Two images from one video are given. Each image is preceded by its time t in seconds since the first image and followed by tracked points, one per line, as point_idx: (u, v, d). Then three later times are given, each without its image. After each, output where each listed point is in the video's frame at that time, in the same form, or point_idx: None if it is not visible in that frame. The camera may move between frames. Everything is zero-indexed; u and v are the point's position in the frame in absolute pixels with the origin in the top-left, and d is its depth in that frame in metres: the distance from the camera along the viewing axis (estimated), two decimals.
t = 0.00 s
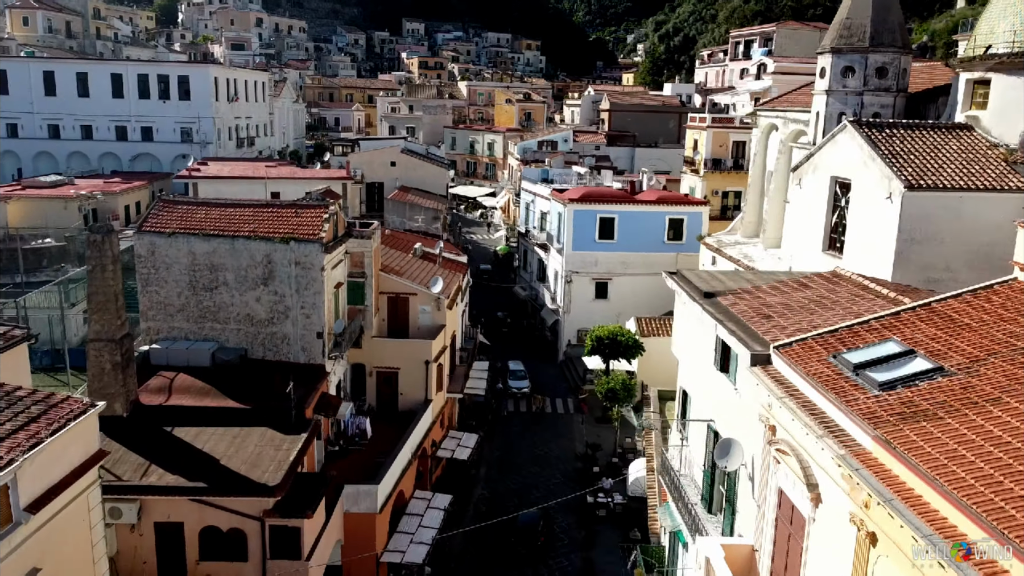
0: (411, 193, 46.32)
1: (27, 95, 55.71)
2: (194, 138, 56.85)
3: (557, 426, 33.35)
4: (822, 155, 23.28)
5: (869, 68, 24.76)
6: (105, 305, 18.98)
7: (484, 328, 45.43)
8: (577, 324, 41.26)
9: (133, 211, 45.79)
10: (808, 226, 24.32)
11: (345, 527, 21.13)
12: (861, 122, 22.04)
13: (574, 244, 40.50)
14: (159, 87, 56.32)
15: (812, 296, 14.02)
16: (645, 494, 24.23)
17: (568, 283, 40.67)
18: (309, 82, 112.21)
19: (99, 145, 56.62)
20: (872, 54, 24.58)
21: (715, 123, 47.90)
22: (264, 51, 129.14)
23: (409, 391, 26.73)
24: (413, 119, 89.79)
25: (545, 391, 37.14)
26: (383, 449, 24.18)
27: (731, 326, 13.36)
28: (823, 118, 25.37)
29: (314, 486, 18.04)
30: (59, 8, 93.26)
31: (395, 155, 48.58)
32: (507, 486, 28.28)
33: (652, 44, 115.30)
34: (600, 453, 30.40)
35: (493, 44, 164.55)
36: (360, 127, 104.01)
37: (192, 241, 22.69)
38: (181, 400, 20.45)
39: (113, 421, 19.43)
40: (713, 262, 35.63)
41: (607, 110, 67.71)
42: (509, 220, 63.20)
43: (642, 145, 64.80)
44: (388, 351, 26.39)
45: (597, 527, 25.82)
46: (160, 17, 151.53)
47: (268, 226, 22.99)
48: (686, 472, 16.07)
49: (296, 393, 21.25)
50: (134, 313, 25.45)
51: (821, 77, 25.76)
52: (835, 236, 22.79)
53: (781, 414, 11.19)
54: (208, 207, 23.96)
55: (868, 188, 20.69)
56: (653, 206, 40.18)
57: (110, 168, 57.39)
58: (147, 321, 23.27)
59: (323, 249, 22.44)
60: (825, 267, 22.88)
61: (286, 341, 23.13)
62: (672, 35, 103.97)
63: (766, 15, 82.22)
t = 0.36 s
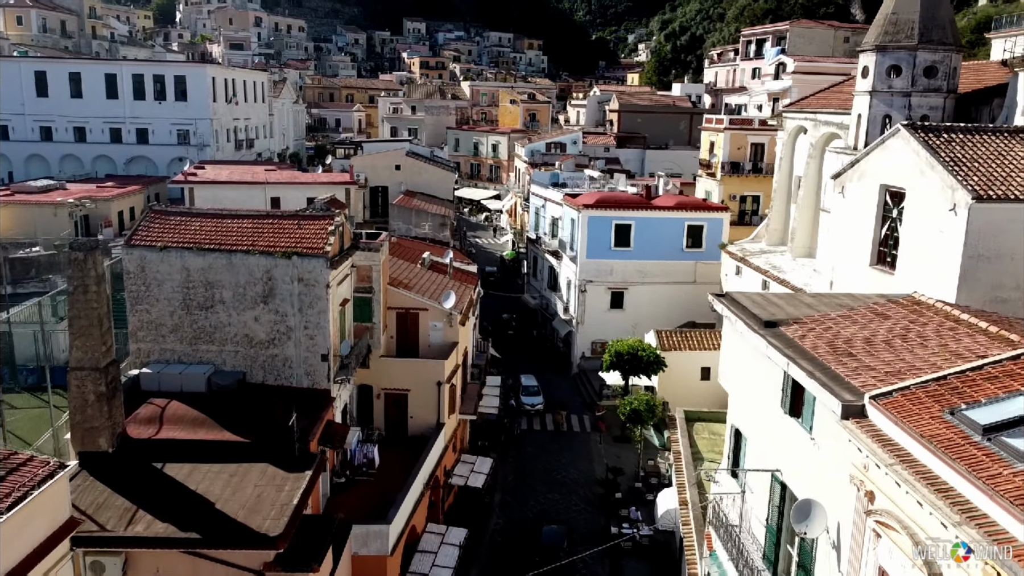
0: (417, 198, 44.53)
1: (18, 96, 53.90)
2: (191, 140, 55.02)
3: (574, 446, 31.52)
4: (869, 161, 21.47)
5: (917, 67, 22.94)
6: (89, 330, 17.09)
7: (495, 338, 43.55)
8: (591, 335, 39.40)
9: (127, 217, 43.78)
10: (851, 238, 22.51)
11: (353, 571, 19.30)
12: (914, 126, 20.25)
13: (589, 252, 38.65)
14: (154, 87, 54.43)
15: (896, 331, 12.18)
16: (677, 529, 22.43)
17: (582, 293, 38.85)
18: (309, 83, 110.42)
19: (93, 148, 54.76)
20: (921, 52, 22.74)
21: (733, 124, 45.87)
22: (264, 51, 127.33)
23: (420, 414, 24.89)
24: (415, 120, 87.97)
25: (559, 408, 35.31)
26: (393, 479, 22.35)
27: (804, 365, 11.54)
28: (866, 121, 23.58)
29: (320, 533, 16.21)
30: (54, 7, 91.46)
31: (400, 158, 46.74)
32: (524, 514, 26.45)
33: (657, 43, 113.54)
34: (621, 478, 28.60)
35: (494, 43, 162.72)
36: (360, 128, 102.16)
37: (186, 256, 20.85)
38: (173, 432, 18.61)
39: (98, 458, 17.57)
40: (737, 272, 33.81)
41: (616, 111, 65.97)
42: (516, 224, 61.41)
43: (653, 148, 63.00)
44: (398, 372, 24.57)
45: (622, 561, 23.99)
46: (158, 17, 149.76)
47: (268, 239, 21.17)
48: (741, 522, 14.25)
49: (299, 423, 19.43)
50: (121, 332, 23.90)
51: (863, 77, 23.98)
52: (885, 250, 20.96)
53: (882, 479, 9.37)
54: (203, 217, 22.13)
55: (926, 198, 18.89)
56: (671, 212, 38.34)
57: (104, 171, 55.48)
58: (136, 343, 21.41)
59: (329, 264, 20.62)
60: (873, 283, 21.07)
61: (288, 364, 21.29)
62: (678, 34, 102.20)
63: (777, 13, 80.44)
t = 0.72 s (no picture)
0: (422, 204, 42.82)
1: (8, 97, 52.12)
2: (187, 142, 53.28)
3: (591, 468, 29.80)
4: (920, 169, 19.76)
5: (970, 66, 21.19)
6: (67, 361, 15.33)
7: (503, 350, 41.82)
8: (605, 347, 37.65)
9: (121, 223, 41.98)
10: (897, 252, 20.80)
11: None
12: (974, 131, 18.56)
13: (603, 261, 36.92)
14: (149, 88, 52.65)
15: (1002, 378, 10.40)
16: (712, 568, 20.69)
17: (596, 303, 37.11)
18: (309, 83, 108.67)
19: (86, 151, 53.01)
20: (975, 49, 20.99)
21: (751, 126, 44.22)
22: (263, 51, 125.53)
23: (431, 441, 23.12)
24: (417, 121, 86.23)
25: (574, 426, 33.57)
26: (403, 513, 20.59)
27: (899, 418, 9.82)
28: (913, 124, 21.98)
29: None
30: (49, 6, 89.72)
31: (404, 162, 44.96)
32: (542, 544, 24.69)
33: (662, 42, 111.78)
34: (644, 505, 26.88)
35: (496, 42, 160.90)
36: (361, 129, 100.38)
37: (177, 273, 19.07)
38: (163, 471, 16.86)
39: (78, 502, 15.81)
40: (762, 282, 32.05)
41: (625, 112, 64.15)
42: (523, 229, 59.70)
43: (663, 149, 61.26)
44: (407, 395, 22.82)
45: None
46: (156, 16, 147.99)
47: (267, 255, 19.45)
48: None
49: (302, 458, 17.72)
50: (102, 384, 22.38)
51: (908, 77, 22.36)
52: (940, 266, 19.23)
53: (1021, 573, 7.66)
54: (197, 231, 20.40)
55: (992, 211, 17.18)
56: (690, 219, 36.63)
57: (98, 175, 53.74)
58: (123, 369, 19.61)
59: (334, 282, 18.87)
60: (926, 302, 19.36)
61: (289, 391, 19.53)
62: (684, 33, 100.45)
63: (787, 11, 78.61)
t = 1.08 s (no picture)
0: (427, 211, 41.00)
1: None
2: (183, 146, 51.50)
3: (609, 495, 28.03)
4: (981, 180, 17.99)
5: None
6: (33, 404, 13.51)
7: (511, 363, 40.12)
8: (620, 362, 35.81)
9: (111, 231, 40.05)
10: (952, 270, 18.93)
11: None
12: None
13: (618, 271, 35.12)
14: (143, 90, 50.77)
15: None
16: None
17: (610, 315, 35.33)
18: (308, 83, 106.87)
19: (78, 154, 51.19)
20: None
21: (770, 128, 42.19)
22: (262, 50, 123.72)
23: (441, 474, 21.30)
24: (420, 122, 84.44)
25: (589, 447, 31.78)
26: (412, 557, 18.81)
27: None
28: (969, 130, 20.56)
29: None
30: (43, 6, 87.97)
31: (408, 166, 43.12)
32: None
33: (668, 41, 110.02)
34: (668, 537, 25.08)
35: (497, 42, 158.70)
36: (362, 130, 98.63)
37: (163, 297, 17.24)
38: (145, 521, 15.05)
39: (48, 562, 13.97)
40: (789, 295, 30.26)
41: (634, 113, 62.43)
42: (529, 235, 57.89)
43: (674, 152, 59.54)
44: (415, 425, 21.02)
45: None
46: (153, 16, 146.28)
47: (262, 275, 17.65)
48: None
49: (302, 504, 15.92)
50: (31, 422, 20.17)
51: (961, 78, 20.81)
52: (1004, 288, 17.34)
53: None
54: (186, 249, 18.60)
55: None
56: (709, 226, 34.78)
57: (90, 180, 51.96)
58: (104, 401, 17.78)
59: (335, 306, 17.06)
60: (989, 326, 17.55)
61: (286, 426, 17.72)
62: (691, 32, 98.52)
63: (798, 9, 76.66)
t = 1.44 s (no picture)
0: (431, 218, 39.17)
1: None
2: (176, 149, 49.60)
3: (628, 525, 26.15)
4: None
5: None
6: None
7: (518, 379, 38.31)
8: (636, 378, 33.94)
9: (100, 240, 38.09)
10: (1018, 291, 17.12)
11: None
12: None
13: (633, 283, 33.23)
14: (134, 91, 48.85)
15: None
16: None
17: (625, 329, 33.48)
18: (307, 83, 104.88)
19: (67, 158, 49.30)
20: None
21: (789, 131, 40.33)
22: (259, 50, 121.70)
23: (451, 514, 19.45)
24: (421, 123, 82.54)
25: (604, 471, 29.92)
26: None
27: None
28: None
29: None
30: (35, 5, 86.06)
31: (411, 171, 41.25)
32: None
33: (673, 40, 108.14)
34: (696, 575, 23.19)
35: (499, 41, 156.46)
36: (362, 131, 96.71)
37: (140, 327, 15.33)
38: None
39: None
40: (819, 310, 28.42)
41: (642, 114, 60.58)
42: (534, 241, 55.95)
43: (684, 154, 57.74)
44: (422, 461, 19.15)
45: None
46: (149, 15, 144.31)
47: (252, 301, 15.79)
48: None
49: (298, 565, 14.00)
50: None
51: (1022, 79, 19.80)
52: None
53: None
54: (168, 271, 16.73)
55: None
56: (730, 236, 32.95)
57: (79, 185, 50.08)
58: (75, 443, 15.87)
59: (334, 337, 15.22)
60: None
61: (279, 469, 15.85)
62: (697, 30, 96.67)
63: (809, 7, 74.76)
